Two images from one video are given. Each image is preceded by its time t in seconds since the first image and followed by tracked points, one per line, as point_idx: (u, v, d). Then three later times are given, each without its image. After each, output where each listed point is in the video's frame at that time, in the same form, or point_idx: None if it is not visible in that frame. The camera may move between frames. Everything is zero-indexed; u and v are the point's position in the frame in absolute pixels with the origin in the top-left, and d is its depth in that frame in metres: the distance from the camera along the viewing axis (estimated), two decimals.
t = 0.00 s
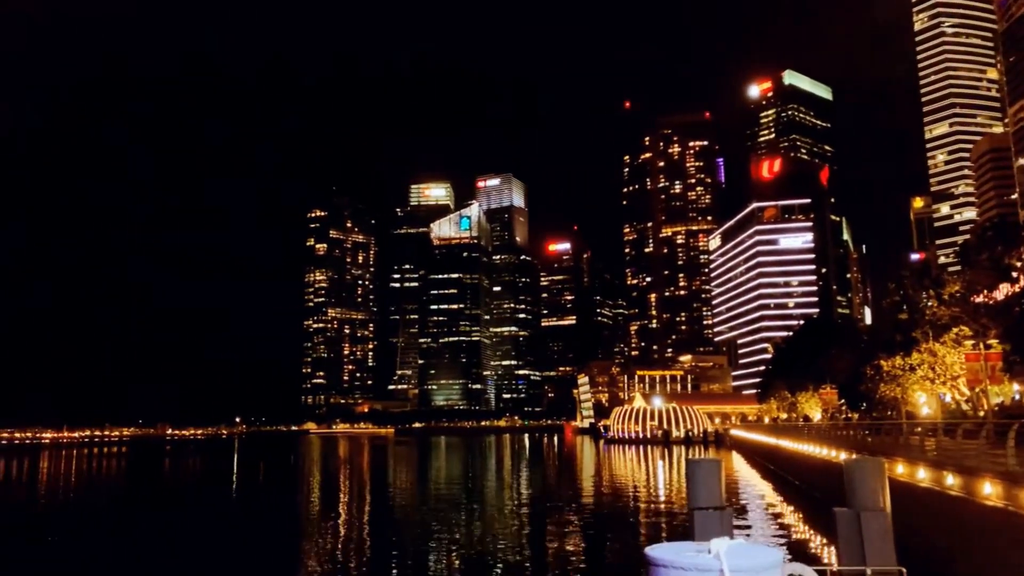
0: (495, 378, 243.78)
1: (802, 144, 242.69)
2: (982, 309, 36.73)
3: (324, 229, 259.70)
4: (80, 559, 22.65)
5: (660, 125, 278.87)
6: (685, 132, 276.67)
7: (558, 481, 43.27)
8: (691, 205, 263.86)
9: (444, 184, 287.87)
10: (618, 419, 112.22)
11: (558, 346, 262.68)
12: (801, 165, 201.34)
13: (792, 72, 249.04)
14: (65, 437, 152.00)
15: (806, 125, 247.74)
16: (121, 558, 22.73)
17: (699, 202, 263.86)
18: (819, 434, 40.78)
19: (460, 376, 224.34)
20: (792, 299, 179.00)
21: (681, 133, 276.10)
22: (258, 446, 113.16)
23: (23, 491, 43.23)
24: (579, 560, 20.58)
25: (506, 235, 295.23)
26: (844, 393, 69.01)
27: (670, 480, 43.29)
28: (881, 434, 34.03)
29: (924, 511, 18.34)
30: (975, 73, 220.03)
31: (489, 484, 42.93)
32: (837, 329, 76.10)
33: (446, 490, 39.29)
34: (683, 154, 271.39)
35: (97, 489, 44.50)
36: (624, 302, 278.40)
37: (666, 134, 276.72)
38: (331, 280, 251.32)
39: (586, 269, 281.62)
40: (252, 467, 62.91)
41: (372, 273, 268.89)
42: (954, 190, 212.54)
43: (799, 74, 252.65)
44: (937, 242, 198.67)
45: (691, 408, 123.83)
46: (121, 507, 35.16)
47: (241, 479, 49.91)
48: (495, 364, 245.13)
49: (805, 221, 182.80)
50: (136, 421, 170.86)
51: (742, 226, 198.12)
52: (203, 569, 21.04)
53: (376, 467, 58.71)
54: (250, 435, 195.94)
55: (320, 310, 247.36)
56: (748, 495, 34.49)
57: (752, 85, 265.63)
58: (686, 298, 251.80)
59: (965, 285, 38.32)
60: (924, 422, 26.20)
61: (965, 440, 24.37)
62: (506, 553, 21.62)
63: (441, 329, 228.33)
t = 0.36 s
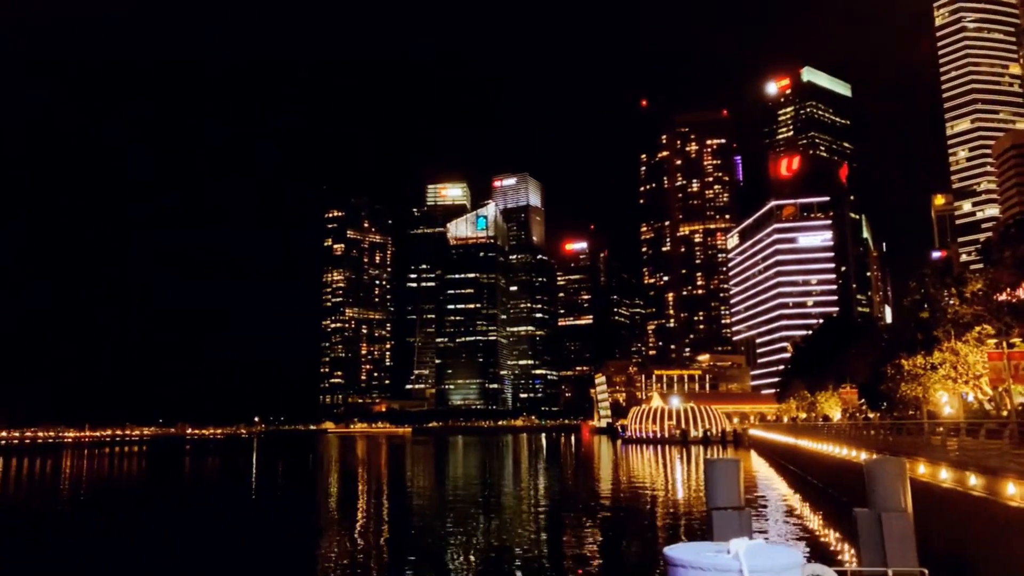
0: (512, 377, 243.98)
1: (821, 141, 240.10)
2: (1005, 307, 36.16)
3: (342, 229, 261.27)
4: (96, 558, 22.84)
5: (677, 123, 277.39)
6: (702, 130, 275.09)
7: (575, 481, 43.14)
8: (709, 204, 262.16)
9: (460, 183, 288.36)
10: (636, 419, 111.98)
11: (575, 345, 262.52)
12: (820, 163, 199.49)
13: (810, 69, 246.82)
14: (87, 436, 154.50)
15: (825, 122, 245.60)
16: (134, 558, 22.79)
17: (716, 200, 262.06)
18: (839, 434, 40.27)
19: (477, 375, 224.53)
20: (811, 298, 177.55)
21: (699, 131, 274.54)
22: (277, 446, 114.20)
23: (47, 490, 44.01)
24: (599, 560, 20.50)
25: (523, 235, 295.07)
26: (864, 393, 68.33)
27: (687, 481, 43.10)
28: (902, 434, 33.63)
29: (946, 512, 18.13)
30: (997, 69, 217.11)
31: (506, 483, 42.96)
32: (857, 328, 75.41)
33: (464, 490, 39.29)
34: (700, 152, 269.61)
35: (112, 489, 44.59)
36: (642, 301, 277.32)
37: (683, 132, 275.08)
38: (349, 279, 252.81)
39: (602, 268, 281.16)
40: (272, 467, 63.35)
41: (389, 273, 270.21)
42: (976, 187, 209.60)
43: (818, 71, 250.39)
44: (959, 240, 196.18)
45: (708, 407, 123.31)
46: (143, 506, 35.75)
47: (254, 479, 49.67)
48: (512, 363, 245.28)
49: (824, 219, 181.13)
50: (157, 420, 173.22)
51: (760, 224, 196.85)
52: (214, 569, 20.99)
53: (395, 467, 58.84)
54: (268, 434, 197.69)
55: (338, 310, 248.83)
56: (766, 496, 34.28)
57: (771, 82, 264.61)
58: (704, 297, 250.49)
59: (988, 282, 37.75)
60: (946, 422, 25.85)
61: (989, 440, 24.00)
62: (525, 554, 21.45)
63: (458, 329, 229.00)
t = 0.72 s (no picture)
0: (525, 377, 243.91)
1: (835, 139, 237.39)
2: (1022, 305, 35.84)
3: (355, 230, 262.45)
4: (116, 556, 23.28)
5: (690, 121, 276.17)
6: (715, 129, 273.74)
7: (588, 481, 43.08)
8: (722, 202, 260.42)
9: (473, 183, 288.56)
10: (649, 418, 111.97)
11: (589, 345, 262.41)
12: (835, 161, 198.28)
13: (825, 67, 245.10)
14: (104, 434, 156.40)
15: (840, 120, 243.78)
16: (149, 557, 22.98)
17: (730, 199, 260.32)
18: (854, 433, 39.99)
19: (490, 375, 224.58)
20: (826, 297, 176.48)
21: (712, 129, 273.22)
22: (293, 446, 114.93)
23: (67, 488, 44.55)
24: (612, 560, 20.46)
25: (536, 235, 294.97)
26: (880, 393, 67.87)
27: (701, 481, 43.00)
28: (917, 434, 33.38)
29: (963, 513, 18.00)
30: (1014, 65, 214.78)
31: (519, 483, 43.03)
32: (873, 326, 74.88)
33: (477, 489, 39.34)
34: (714, 151, 268.10)
35: (127, 488, 44.68)
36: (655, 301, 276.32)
37: (696, 131, 271.68)
38: (362, 280, 253.98)
39: (615, 268, 280.71)
40: (286, 466, 63.72)
41: (402, 273, 270.97)
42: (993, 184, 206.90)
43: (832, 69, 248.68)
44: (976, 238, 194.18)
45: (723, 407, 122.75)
46: (164, 504, 36.27)
47: (269, 480, 49.51)
48: (525, 363, 245.66)
49: (838, 217, 179.98)
50: (172, 419, 175.02)
51: (774, 223, 196.09)
52: (226, 569, 20.98)
53: (408, 466, 59.01)
54: (282, 433, 199.13)
55: (351, 310, 249.92)
56: (781, 496, 34.17)
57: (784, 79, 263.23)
58: (718, 296, 249.26)
59: (1005, 280, 37.39)
60: (963, 423, 25.59)
61: (1007, 440, 23.77)
62: (538, 555, 21.38)
63: (471, 329, 229.41)
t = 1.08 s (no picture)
0: (536, 377, 243.86)
1: (847, 137, 236.38)
2: None
3: (366, 230, 263.30)
4: (130, 553, 23.56)
5: (701, 120, 274.92)
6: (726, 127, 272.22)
7: (599, 481, 43.00)
8: (734, 201, 258.95)
9: (483, 183, 288.20)
10: (660, 418, 111.98)
11: (600, 345, 262.80)
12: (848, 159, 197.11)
13: (837, 65, 243.55)
14: (117, 433, 157.77)
15: (853, 118, 242.15)
16: (158, 556, 23.08)
17: (741, 198, 258.74)
18: (867, 432, 39.66)
19: (500, 374, 224.55)
20: (838, 296, 175.55)
21: (723, 128, 271.72)
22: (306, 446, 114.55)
23: (79, 487, 44.69)
24: (622, 560, 20.42)
25: (547, 234, 294.53)
26: (893, 393, 67.47)
27: (713, 481, 42.83)
28: (930, 433, 33.22)
29: (977, 512, 17.89)
30: None
31: (530, 482, 43.01)
32: (887, 323, 74.40)
33: (488, 489, 39.33)
34: (725, 149, 266.77)
35: (137, 488, 44.45)
36: (666, 300, 275.37)
37: (706, 129, 271.85)
38: (373, 279, 254.64)
39: (626, 267, 280.32)
40: (297, 465, 64.17)
41: (413, 272, 271.30)
42: (1007, 182, 203.39)
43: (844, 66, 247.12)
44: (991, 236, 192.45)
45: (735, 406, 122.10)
46: (175, 503, 36.48)
47: (278, 480, 49.13)
48: (536, 362, 245.89)
49: (851, 216, 178.94)
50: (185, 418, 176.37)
51: (786, 222, 195.41)
52: (236, 569, 20.90)
53: (420, 465, 58.87)
54: (294, 433, 200.21)
55: (362, 310, 250.61)
56: (793, 496, 34.11)
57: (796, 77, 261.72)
58: (730, 295, 248.24)
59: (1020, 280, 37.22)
60: (979, 421, 25.32)
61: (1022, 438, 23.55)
62: (549, 554, 21.32)
63: (481, 328, 229.66)
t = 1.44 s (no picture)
0: (548, 376, 243.88)
1: (861, 134, 234.57)
2: None
3: (378, 229, 264.31)
4: (145, 552, 23.69)
5: (713, 118, 273.60)
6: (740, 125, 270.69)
7: (612, 481, 42.87)
8: (747, 199, 257.61)
9: (495, 182, 288.01)
10: (674, 417, 111.96)
11: (613, 343, 262.81)
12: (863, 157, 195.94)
13: (851, 61, 241.63)
14: (132, 432, 159.09)
15: (867, 115, 240.24)
16: (170, 556, 23.00)
17: (755, 196, 257.18)
18: (884, 430, 39.08)
19: (513, 373, 224.57)
20: (852, 295, 174.43)
21: (736, 125, 270.30)
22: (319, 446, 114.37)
23: (91, 487, 44.37)
24: (636, 560, 20.38)
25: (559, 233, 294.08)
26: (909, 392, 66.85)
27: (727, 481, 42.56)
28: (946, 433, 32.87)
29: (994, 513, 17.79)
30: None
31: (543, 481, 42.89)
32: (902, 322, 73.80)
33: (501, 488, 39.26)
34: (738, 148, 265.19)
35: (149, 487, 44.03)
36: (679, 299, 274.34)
37: (719, 127, 270.53)
38: (386, 279, 255.31)
39: (639, 265, 279.99)
40: (312, 464, 64.59)
41: (425, 272, 272.09)
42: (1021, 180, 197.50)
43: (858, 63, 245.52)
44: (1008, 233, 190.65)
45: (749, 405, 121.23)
46: (191, 501, 36.93)
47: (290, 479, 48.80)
48: (548, 361, 245.88)
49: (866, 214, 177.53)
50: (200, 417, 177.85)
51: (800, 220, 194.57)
52: (251, 569, 20.77)
53: (433, 464, 58.69)
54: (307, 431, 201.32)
55: (375, 309, 251.25)
56: (808, 496, 33.90)
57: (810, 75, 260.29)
58: (744, 294, 247.07)
59: None
60: (996, 421, 24.91)
61: None
62: (563, 555, 21.19)
63: (494, 327, 229.86)
